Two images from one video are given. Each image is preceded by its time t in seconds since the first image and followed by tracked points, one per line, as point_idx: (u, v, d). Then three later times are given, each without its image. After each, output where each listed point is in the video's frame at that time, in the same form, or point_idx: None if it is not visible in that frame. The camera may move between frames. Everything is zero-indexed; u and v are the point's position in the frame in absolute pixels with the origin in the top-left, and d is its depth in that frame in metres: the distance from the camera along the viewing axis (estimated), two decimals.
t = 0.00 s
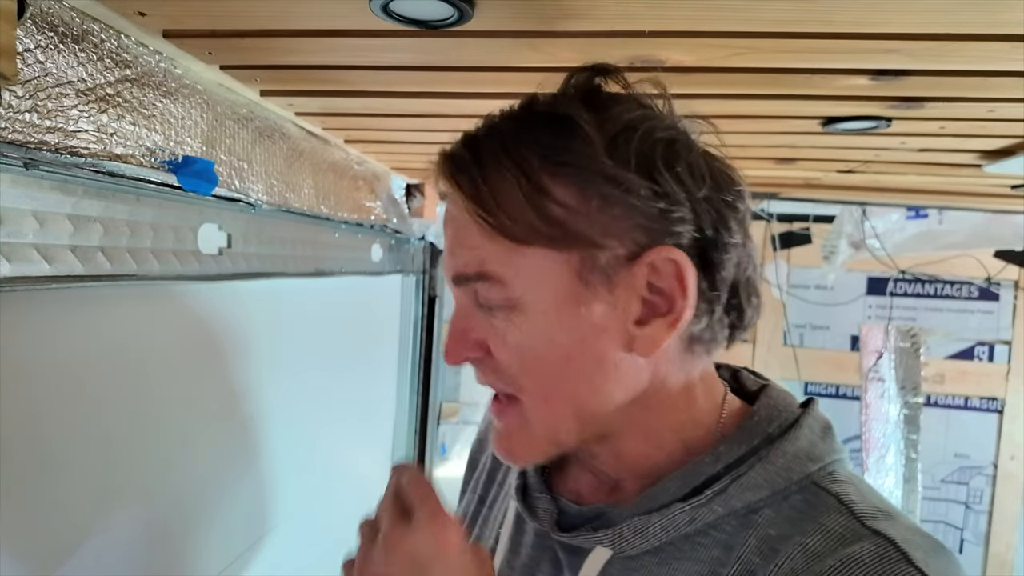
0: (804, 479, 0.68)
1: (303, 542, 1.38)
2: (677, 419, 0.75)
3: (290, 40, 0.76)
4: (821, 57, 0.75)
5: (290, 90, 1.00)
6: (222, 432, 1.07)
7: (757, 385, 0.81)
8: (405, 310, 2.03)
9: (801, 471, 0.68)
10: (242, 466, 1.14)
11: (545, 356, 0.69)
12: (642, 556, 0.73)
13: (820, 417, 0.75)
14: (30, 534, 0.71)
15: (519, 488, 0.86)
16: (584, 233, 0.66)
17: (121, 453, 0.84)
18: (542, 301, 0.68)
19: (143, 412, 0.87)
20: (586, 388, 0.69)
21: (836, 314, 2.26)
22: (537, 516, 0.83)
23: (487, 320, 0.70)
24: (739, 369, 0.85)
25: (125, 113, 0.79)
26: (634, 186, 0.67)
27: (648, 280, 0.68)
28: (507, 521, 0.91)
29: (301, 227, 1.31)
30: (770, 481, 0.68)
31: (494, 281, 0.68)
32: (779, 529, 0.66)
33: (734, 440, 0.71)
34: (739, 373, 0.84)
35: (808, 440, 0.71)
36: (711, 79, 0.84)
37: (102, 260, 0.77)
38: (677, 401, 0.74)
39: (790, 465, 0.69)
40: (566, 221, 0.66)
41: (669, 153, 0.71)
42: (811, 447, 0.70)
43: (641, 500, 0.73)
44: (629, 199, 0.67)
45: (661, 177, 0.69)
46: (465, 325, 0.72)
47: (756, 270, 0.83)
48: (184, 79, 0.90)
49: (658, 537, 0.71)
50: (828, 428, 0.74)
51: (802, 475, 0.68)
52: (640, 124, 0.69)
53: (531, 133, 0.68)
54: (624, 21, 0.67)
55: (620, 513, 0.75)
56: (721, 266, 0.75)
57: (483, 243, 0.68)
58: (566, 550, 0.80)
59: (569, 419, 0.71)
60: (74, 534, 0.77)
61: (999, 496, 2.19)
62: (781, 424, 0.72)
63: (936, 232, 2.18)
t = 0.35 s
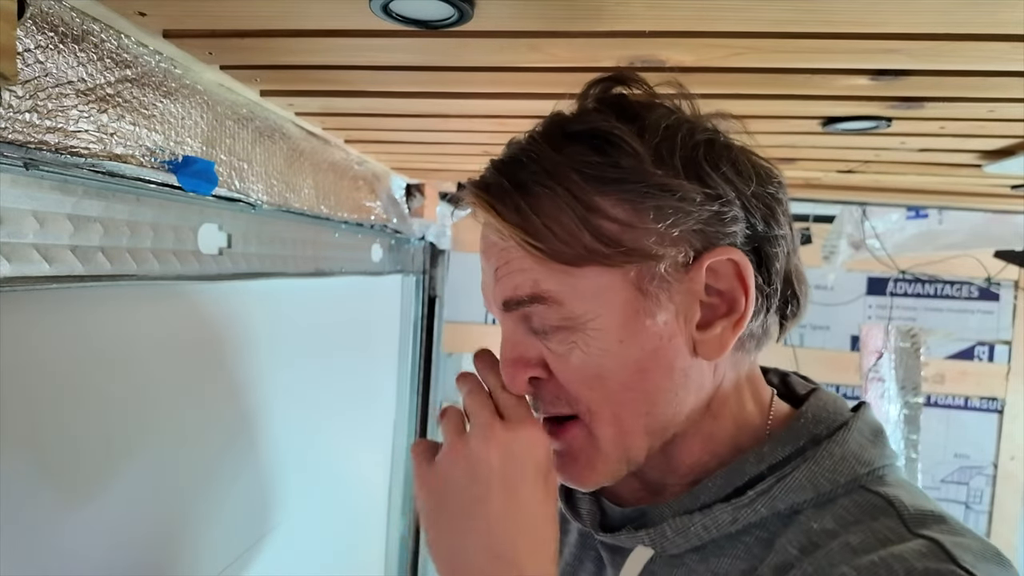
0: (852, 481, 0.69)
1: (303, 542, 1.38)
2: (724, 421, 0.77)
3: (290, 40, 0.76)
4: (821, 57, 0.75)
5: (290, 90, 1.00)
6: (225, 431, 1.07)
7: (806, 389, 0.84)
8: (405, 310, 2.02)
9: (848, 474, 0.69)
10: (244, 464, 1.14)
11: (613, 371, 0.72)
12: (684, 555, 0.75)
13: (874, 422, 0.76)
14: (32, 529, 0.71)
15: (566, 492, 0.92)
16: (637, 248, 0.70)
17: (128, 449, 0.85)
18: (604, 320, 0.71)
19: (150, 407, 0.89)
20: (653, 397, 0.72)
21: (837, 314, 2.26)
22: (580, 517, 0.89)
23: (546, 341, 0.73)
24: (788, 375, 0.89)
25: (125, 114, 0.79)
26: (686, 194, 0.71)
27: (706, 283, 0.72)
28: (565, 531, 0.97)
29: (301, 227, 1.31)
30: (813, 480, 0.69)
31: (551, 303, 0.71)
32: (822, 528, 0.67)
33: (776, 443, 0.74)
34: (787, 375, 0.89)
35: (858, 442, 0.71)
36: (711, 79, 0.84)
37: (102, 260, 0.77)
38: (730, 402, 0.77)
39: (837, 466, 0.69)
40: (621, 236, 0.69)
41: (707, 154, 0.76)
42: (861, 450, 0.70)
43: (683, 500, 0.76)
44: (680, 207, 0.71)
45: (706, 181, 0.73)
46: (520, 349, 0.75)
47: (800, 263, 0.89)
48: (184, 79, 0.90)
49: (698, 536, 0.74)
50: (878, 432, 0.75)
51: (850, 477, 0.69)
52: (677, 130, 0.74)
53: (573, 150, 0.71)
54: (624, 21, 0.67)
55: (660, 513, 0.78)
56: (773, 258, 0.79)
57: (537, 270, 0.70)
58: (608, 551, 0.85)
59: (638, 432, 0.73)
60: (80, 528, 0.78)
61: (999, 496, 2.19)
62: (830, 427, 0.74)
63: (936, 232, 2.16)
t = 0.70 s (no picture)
0: (874, 534, 0.66)
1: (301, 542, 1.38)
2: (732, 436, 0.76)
3: (290, 39, 0.76)
4: (821, 57, 0.75)
5: (290, 90, 1.00)
6: (226, 428, 1.08)
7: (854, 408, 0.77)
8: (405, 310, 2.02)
9: (870, 523, 0.66)
10: (242, 460, 1.14)
11: (595, 374, 0.75)
12: None
13: (919, 454, 0.70)
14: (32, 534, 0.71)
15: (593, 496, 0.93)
16: (609, 255, 0.72)
17: (124, 458, 0.84)
18: (581, 325, 0.74)
19: (148, 414, 0.88)
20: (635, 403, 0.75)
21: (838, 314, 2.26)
22: (603, 528, 0.87)
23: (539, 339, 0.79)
24: (845, 390, 0.82)
25: (125, 114, 0.79)
26: (653, 202, 0.71)
27: (689, 295, 0.71)
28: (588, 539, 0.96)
29: (301, 227, 1.31)
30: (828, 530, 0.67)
31: (535, 306, 0.76)
32: None
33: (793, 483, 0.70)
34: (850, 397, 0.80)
35: (887, 487, 0.67)
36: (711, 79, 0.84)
37: (102, 260, 0.77)
38: (737, 414, 0.75)
39: (858, 517, 0.66)
40: (593, 244, 0.72)
41: (700, 156, 0.72)
42: (889, 498, 0.66)
43: (690, 534, 0.75)
44: (653, 216, 0.71)
45: (690, 188, 0.71)
46: (523, 345, 0.81)
47: (834, 275, 0.83)
48: (184, 79, 0.89)
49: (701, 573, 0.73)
50: (922, 471, 0.69)
51: (872, 529, 0.66)
52: (667, 132, 0.72)
53: (552, 159, 0.73)
54: (624, 22, 0.67)
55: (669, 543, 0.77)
56: (778, 275, 0.74)
57: (523, 273, 0.76)
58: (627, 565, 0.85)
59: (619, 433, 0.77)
60: (84, 537, 0.79)
61: (999, 496, 2.18)
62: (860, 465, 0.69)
63: (936, 232, 2.17)
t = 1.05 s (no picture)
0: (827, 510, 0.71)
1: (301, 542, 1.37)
2: (721, 423, 0.79)
3: (290, 39, 0.76)
4: (821, 57, 0.75)
5: (290, 90, 1.00)
6: (232, 422, 1.10)
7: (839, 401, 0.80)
8: (405, 310, 2.02)
9: (826, 500, 0.71)
10: (245, 458, 1.14)
11: (593, 356, 0.80)
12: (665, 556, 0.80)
13: (883, 443, 0.74)
14: (43, 536, 0.72)
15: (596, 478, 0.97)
16: (614, 252, 0.75)
17: (134, 455, 0.86)
18: (583, 312, 0.78)
19: (153, 413, 0.89)
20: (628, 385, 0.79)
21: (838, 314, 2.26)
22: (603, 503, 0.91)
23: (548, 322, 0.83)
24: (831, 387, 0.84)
25: (125, 113, 0.79)
26: (660, 207, 0.73)
27: (684, 293, 0.74)
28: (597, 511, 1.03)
29: (301, 227, 1.31)
30: (785, 503, 0.72)
31: (547, 292, 0.80)
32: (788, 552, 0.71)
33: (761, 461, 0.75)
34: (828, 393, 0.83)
35: (846, 469, 0.72)
36: (711, 79, 0.84)
37: (103, 260, 0.77)
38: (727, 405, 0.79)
39: (813, 493, 0.71)
40: (604, 242, 0.75)
41: (708, 171, 0.75)
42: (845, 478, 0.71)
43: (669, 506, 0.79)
44: (658, 221, 0.73)
45: (695, 200, 0.73)
46: (536, 324, 0.86)
47: (820, 291, 0.84)
48: (184, 79, 0.89)
49: (679, 540, 0.78)
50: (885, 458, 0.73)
51: (827, 505, 0.71)
52: (681, 145, 0.74)
53: (574, 160, 0.77)
54: (625, 21, 0.67)
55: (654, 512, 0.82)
56: (767, 283, 0.76)
57: (540, 263, 0.80)
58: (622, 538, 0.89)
59: (615, 413, 0.81)
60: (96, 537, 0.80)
61: (999, 496, 2.18)
62: (826, 449, 0.74)
63: (936, 232, 2.18)
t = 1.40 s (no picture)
0: (768, 459, 0.77)
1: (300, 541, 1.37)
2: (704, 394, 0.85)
3: (290, 39, 0.76)
4: (822, 57, 0.75)
5: (291, 90, 1.00)
6: (242, 417, 1.12)
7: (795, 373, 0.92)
8: (405, 310, 2.01)
9: (769, 452, 0.77)
10: (248, 457, 1.14)
11: (619, 329, 0.80)
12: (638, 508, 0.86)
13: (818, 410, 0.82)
14: (67, 537, 0.75)
15: (583, 449, 1.02)
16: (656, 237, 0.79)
17: (148, 452, 0.88)
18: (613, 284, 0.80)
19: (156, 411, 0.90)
20: (650, 358, 0.81)
21: (838, 314, 2.26)
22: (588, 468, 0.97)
23: (572, 297, 0.82)
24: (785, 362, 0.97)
25: (126, 113, 0.79)
26: (698, 197, 0.79)
27: (706, 271, 0.79)
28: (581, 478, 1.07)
29: (301, 227, 1.31)
30: (737, 452, 0.78)
31: (584, 265, 0.81)
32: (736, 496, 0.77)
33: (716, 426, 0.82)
34: (781, 366, 0.92)
35: (789, 427, 0.78)
36: (711, 79, 0.84)
37: (102, 260, 0.77)
38: (718, 377, 0.84)
39: (760, 445, 0.77)
40: (649, 225, 0.79)
41: (727, 171, 0.82)
42: (788, 433, 0.78)
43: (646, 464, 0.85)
44: (696, 207, 0.79)
45: (722, 191, 0.80)
46: (556, 298, 0.84)
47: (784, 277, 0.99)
48: (185, 79, 0.89)
49: (653, 492, 0.84)
50: (818, 421, 0.80)
51: (771, 456, 0.77)
52: (706, 151, 0.82)
53: (616, 153, 0.82)
54: (625, 22, 0.67)
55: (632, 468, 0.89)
56: (762, 268, 0.86)
57: (580, 236, 0.82)
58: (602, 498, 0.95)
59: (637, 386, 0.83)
60: (97, 535, 0.80)
61: (999, 496, 2.18)
62: (773, 412, 0.81)
63: (936, 232, 2.16)
